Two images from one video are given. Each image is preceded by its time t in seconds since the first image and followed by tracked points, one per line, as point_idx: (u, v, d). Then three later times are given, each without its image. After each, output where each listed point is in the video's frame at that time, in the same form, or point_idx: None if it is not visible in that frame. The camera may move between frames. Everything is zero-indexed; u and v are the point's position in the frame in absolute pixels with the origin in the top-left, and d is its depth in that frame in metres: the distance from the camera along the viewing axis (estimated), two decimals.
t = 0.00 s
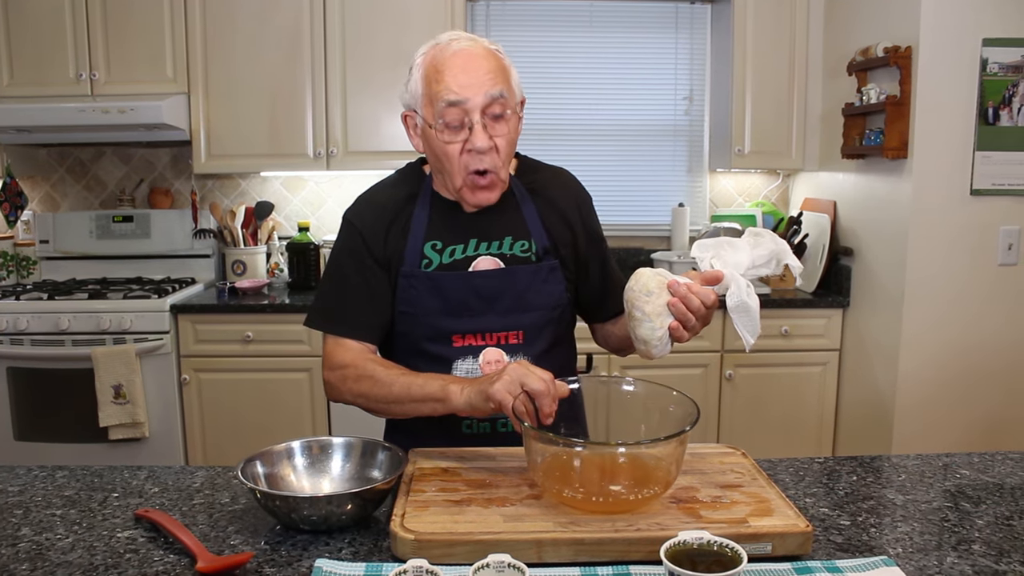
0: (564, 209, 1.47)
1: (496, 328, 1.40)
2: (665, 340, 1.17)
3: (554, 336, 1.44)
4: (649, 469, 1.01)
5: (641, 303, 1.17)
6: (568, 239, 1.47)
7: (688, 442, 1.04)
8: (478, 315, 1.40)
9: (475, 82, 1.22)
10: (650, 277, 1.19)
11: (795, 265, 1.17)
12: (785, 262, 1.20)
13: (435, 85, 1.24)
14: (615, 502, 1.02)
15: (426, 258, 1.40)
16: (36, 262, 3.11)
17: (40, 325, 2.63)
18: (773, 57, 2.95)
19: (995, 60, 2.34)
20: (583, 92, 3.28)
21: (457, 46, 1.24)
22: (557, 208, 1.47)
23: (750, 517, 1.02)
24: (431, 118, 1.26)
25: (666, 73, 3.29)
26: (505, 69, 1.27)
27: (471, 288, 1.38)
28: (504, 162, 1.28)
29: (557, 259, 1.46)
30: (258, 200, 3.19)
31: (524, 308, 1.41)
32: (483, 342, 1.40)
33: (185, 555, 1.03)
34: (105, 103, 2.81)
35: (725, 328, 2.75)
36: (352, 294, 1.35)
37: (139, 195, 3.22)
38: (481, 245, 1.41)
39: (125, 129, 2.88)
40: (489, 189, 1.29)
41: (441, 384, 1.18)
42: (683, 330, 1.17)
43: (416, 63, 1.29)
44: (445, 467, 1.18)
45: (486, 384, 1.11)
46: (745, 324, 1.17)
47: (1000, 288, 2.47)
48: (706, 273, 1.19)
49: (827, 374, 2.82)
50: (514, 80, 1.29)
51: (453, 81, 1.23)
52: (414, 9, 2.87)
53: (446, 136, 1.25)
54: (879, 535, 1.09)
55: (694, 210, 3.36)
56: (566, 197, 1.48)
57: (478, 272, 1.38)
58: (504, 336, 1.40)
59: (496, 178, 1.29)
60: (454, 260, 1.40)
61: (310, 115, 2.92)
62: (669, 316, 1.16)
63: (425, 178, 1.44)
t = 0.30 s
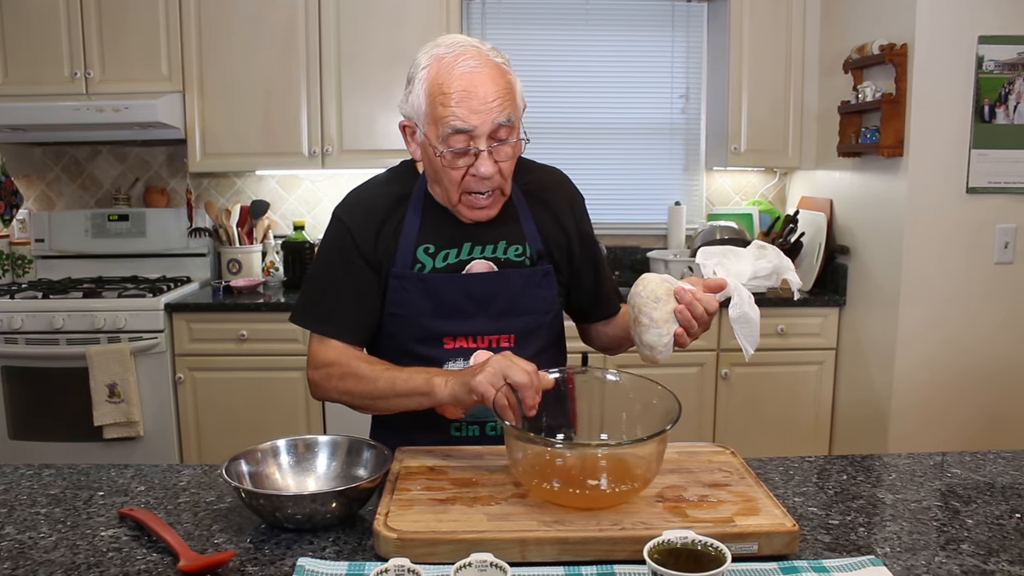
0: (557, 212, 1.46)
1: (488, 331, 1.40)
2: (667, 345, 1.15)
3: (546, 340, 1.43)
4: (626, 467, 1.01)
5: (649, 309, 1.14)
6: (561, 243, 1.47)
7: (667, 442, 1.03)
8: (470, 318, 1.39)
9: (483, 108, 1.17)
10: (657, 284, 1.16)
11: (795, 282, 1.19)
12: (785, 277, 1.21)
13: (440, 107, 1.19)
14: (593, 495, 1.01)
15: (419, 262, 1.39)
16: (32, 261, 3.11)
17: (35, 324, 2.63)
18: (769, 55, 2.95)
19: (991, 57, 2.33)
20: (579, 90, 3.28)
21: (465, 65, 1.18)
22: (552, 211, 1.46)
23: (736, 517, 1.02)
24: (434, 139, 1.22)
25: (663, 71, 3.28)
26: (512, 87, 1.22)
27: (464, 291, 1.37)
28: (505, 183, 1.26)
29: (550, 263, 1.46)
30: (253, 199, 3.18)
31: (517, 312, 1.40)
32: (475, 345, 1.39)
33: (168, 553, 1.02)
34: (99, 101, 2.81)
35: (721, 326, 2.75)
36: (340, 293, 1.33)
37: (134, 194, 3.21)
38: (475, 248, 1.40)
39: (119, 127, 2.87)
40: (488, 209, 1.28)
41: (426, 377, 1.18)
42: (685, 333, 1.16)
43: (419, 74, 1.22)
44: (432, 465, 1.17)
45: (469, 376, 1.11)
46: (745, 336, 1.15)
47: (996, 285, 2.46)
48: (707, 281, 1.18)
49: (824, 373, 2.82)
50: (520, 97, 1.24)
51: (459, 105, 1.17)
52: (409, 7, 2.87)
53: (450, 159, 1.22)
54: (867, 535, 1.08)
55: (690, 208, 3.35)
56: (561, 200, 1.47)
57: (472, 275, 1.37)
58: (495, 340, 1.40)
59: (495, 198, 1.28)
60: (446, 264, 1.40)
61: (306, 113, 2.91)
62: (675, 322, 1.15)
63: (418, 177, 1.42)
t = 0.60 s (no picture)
0: (556, 215, 1.46)
1: (483, 334, 1.39)
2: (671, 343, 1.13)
3: (543, 344, 1.42)
4: (606, 464, 1.01)
5: (654, 304, 1.13)
6: (560, 246, 1.46)
7: (649, 443, 1.04)
8: (466, 320, 1.38)
9: (481, 114, 1.16)
10: (663, 280, 1.15)
11: (797, 280, 1.17)
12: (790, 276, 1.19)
13: (438, 112, 1.17)
14: (572, 491, 1.01)
15: (415, 264, 1.38)
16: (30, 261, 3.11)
17: (33, 323, 2.63)
18: (767, 55, 2.94)
19: (988, 57, 2.32)
20: (577, 90, 3.27)
21: (464, 70, 1.17)
22: (550, 214, 1.45)
23: (724, 517, 1.01)
24: (432, 143, 1.21)
25: (661, 70, 3.28)
26: (512, 91, 1.20)
27: (458, 292, 1.36)
28: (503, 188, 1.25)
29: (547, 266, 1.45)
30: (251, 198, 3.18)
31: (512, 315, 1.40)
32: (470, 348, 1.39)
33: (155, 552, 1.02)
34: (97, 101, 2.81)
35: (719, 326, 2.74)
36: (333, 292, 1.34)
37: (133, 193, 3.22)
38: (472, 250, 1.40)
39: (117, 127, 2.87)
40: (485, 212, 1.28)
41: (411, 365, 1.18)
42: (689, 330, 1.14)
43: (417, 76, 1.20)
44: (422, 464, 1.17)
45: (453, 364, 1.10)
46: (750, 332, 1.15)
47: (994, 285, 2.45)
48: (712, 277, 1.17)
49: (822, 373, 2.81)
50: (520, 100, 1.23)
51: (458, 110, 1.16)
52: (406, 6, 2.87)
53: (447, 164, 1.21)
54: (856, 535, 1.07)
55: (689, 208, 3.35)
56: (561, 202, 1.46)
57: (468, 277, 1.36)
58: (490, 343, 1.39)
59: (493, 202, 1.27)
60: (442, 266, 1.39)
61: (303, 113, 2.91)
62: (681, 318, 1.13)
63: (417, 178, 1.41)
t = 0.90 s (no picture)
0: (554, 217, 1.45)
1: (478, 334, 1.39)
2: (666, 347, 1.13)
3: (539, 346, 1.42)
4: (598, 466, 1.01)
5: (648, 307, 1.12)
6: (557, 247, 1.45)
7: (640, 444, 1.05)
8: (461, 320, 1.38)
9: (479, 113, 1.16)
10: (657, 283, 1.15)
11: (791, 285, 1.19)
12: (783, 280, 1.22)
13: (436, 111, 1.17)
14: (562, 491, 1.02)
15: (411, 264, 1.39)
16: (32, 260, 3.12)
17: (34, 323, 2.64)
18: (767, 55, 2.94)
19: (988, 56, 2.31)
20: (578, 90, 3.27)
21: (463, 69, 1.17)
22: (548, 215, 1.45)
23: (716, 518, 1.01)
24: (430, 141, 1.21)
25: (662, 70, 3.27)
26: (511, 91, 1.20)
27: (454, 293, 1.36)
28: (500, 188, 1.25)
29: (544, 267, 1.45)
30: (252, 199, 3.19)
31: (508, 316, 1.40)
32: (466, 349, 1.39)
33: (149, 552, 1.02)
34: (98, 101, 2.81)
35: (718, 327, 2.74)
36: (330, 292, 1.34)
37: (134, 193, 3.23)
38: (468, 251, 1.40)
39: (118, 127, 2.88)
40: (482, 213, 1.27)
41: (403, 362, 1.18)
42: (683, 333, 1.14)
43: (416, 75, 1.20)
44: (416, 464, 1.17)
45: (447, 362, 1.11)
46: (745, 336, 1.15)
47: (994, 285, 2.44)
48: (706, 280, 1.17)
49: (822, 373, 2.81)
50: (518, 101, 1.23)
51: (456, 108, 1.16)
52: (406, 6, 2.87)
53: (445, 163, 1.21)
54: (849, 536, 1.07)
55: (689, 208, 3.35)
56: (559, 204, 1.46)
57: (464, 278, 1.36)
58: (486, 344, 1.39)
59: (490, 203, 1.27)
60: (438, 267, 1.39)
61: (303, 113, 2.92)
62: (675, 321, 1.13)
63: (415, 178, 1.41)
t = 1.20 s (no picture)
0: (550, 214, 1.45)
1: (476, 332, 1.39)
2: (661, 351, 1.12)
3: (536, 345, 1.42)
4: (595, 468, 1.01)
5: (641, 314, 1.12)
6: (554, 246, 1.45)
7: (637, 444, 1.05)
8: (458, 318, 1.38)
9: (467, 59, 1.21)
10: (648, 288, 1.13)
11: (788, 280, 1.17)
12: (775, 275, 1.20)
13: (427, 61, 1.23)
14: (558, 493, 1.02)
15: (408, 260, 1.38)
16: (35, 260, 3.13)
17: (36, 322, 2.65)
18: (769, 56, 2.93)
19: (991, 56, 2.31)
20: (580, 89, 3.27)
21: (456, 28, 1.24)
22: (546, 213, 1.45)
23: (714, 518, 1.01)
24: (419, 96, 1.24)
25: (664, 70, 3.27)
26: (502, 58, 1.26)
27: (451, 291, 1.36)
28: (487, 150, 1.24)
29: (541, 264, 1.45)
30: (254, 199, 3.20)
31: (505, 313, 1.39)
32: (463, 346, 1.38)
33: (146, 550, 1.03)
34: (101, 102, 2.82)
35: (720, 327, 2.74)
36: (328, 292, 1.34)
37: (136, 193, 3.23)
38: (465, 248, 1.40)
39: (120, 127, 2.89)
40: (467, 173, 1.24)
41: (400, 362, 1.18)
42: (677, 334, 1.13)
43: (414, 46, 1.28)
44: (414, 464, 1.17)
45: (442, 361, 1.11)
46: (737, 337, 1.14)
47: (997, 285, 2.44)
48: (698, 280, 1.15)
49: (824, 373, 2.80)
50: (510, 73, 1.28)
51: (445, 55, 1.21)
52: (407, 6, 2.88)
53: (431, 114, 1.22)
54: (847, 536, 1.07)
55: (691, 208, 3.34)
56: (556, 201, 1.46)
57: (461, 275, 1.36)
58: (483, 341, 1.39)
59: (476, 164, 1.25)
60: (435, 263, 1.39)
61: (305, 114, 2.92)
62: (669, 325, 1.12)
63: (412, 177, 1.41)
